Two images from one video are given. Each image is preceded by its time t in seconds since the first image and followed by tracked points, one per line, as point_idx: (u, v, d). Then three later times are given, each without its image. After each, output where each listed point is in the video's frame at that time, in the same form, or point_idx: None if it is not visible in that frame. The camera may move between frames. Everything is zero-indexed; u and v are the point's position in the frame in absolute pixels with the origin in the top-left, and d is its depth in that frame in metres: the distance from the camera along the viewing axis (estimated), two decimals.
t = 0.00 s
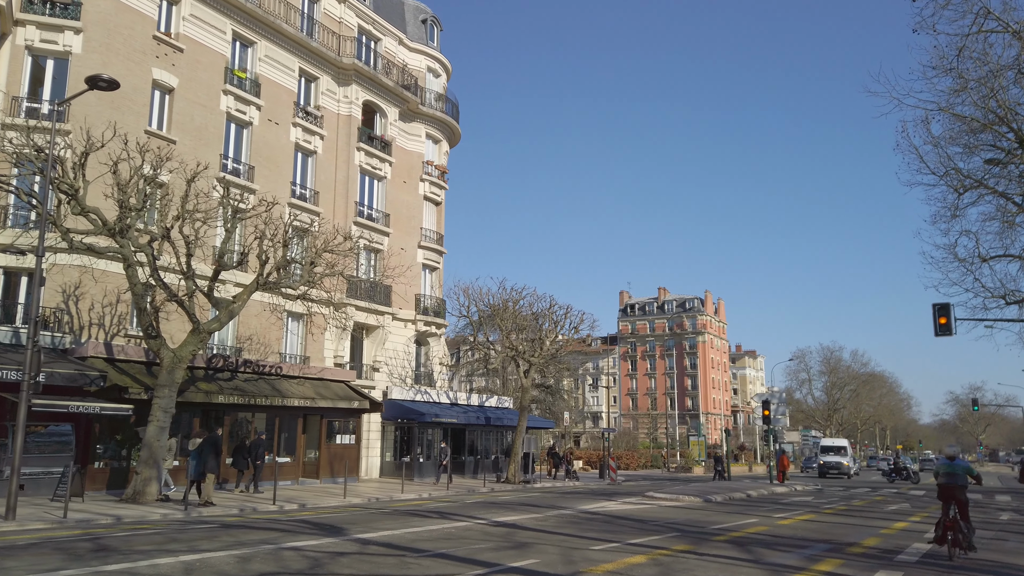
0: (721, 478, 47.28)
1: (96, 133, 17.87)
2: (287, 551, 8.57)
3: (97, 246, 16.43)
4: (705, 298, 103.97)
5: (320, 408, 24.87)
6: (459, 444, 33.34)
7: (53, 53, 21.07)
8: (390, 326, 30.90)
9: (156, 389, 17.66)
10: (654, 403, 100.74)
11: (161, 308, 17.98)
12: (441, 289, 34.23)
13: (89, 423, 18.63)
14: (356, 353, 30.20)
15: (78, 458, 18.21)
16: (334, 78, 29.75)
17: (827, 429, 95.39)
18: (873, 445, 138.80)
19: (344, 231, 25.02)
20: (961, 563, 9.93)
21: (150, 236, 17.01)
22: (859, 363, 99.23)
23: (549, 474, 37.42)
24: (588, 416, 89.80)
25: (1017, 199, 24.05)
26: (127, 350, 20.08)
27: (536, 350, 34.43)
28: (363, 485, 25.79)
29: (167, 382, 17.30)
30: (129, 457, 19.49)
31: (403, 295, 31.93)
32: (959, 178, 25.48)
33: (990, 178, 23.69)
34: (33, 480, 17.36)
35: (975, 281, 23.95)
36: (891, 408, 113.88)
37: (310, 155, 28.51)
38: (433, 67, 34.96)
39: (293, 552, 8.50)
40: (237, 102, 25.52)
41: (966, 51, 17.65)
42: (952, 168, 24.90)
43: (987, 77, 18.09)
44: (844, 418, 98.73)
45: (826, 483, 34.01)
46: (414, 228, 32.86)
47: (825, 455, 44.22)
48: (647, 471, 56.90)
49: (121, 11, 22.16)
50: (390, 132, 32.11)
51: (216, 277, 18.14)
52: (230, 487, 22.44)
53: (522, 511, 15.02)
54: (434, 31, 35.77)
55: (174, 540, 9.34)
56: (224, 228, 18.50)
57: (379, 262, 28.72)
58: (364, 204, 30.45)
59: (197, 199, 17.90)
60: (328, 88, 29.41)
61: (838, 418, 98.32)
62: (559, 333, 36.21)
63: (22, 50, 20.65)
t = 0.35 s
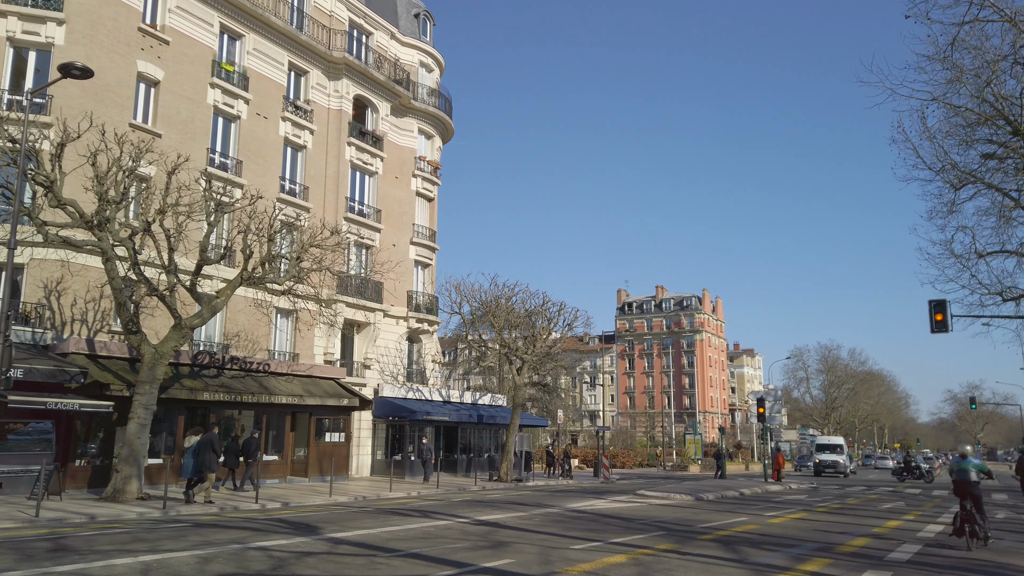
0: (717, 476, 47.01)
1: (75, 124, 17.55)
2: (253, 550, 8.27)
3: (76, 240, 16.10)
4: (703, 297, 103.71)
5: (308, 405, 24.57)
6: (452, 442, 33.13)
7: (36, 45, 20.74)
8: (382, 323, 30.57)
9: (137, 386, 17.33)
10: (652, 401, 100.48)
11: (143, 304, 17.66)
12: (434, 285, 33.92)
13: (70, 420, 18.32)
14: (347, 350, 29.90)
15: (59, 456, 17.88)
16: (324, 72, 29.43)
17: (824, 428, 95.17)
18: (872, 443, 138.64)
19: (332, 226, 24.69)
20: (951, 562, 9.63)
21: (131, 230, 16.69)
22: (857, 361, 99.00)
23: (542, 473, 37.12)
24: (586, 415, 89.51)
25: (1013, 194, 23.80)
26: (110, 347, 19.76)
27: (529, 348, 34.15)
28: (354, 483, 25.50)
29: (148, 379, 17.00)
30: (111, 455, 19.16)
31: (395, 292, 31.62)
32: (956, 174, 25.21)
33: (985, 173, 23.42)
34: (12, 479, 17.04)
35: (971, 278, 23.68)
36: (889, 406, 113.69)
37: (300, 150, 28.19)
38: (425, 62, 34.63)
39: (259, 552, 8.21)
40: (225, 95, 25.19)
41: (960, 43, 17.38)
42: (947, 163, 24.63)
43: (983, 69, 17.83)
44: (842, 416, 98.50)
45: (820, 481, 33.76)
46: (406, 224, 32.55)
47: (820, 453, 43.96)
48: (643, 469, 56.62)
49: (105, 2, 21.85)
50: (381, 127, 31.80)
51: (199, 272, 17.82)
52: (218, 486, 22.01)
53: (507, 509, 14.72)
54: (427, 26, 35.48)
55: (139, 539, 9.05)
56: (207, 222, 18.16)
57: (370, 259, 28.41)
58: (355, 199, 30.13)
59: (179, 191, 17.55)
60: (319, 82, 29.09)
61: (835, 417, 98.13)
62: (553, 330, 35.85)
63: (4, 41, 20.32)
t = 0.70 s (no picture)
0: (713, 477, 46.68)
1: (54, 119, 17.18)
2: (217, 559, 7.95)
3: (54, 238, 15.72)
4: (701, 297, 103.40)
5: (296, 406, 24.22)
6: (445, 443, 32.82)
7: (18, 40, 20.38)
8: (373, 323, 30.22)
9: (118, 387, 16.96)
10: (650, 401, 100.15)
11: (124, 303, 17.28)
12: (427, 285, 33.60)
13: (51, 421, 18.03)
14: (338, 350, 29.56)
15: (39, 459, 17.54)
16: (315, 69, 29.09)
17: (822, 428, 94.86)
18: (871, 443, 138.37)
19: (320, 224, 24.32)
20: (944, 569, 9.31)
21: (111, 228, 16.31)
22: (856, 361, 98.66)
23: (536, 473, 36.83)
24: (583, 416, 89.17)
25: (1011, 191, 23.44)
26: (92, 346, 19.41)
27: (522, 348, 33.83)
28: (343, 485, 25.14)
29: (128, 380, 16.64)
30: (93, 457, 18.80)
31: (387, 291, 31.28)
32: (953, 171, 24.88)
33: (983, 169, 23.06)
34: None
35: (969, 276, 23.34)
36: (887, 406, 113.42)
37: (290, 147, 27.85)
38: (418, 58, 34.29)
39: (223, 560, 7.89)
40: (212, 92, 24.84)
41: (955, 40, 17.03)
42: (945, 160, 24.30)
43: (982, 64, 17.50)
44: (840, 416, 98.17)
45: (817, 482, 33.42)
46: (398, 223, 32.22)
47: (817, 453, 43.65)
48: (640, 470, 56.30)
49: None
50: (373, 124, 31.46)
51: (182, 271, 17.45)
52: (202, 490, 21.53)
53: (494, 512, 14.42)
54: (420, 22, 35.14)
55: (102, 546, 8.72)
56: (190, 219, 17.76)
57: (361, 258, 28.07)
58: (346, 198, 29.79)
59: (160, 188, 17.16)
60: (309, 79, 28.75)
61: (833, 417, 97.89)
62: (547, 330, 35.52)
63: None
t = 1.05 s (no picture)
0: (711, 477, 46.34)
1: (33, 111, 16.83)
2: (178, 562, 7.59)
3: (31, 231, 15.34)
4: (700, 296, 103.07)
5: (285, 404, 23.87)
6: (438, 442, 32.46)
7: None
8: (365, 321, 29.85)
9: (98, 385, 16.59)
10: (649, 401, 99.77)
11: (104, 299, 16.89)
12: (421, 283, 33.24)
13: (31, 421, 17.67)
14: (329, 348, 29.19)
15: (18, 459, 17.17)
16: (305, 64, 28.73)
17: (822, 428, 94.53)
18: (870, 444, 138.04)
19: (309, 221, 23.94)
20: (939, 572, 8.97)
21: (90, 222, 15.93)
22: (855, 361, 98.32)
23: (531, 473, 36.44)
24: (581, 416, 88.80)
25: (1010, 187, 23.09)
26: (74, 344, 19.03)
27: (516, 347, 33.49)
28: (332, 486, 24.76)
29: (108, 377, 16.27)
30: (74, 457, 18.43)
31: (379, 289, 30.92)
32: (952, 168, 24.55)
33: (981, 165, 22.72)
34: None
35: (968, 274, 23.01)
36: (887, 407, 113.09)
37: (280, 143, 27.50)
38: (412, 54, 33.95)
39: (184, 564, 7.55)
40: (200, 86, 24.49)
41: (953, 30, 16.67)
42: (943, 156, 23.98)
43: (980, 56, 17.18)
44: (839, 416, 97.84)
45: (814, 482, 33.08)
46: (391, 221, 31.87)
47: (815, 453, 43.30)
48: (637, 470, 55.96)
49: None
50: (365, 120, 31.10)
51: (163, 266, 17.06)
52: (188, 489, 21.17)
53: (479, 513, 14.07)
54: (414, 18, 34.80)
55: (61, 550, 8.36)
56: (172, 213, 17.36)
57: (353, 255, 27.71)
58: (337, 194, 29.44)
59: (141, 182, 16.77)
60: (300, 74, 28.40)
61: (833, 417, 97.53)
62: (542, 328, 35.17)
63: None
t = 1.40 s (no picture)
0: (707, 476, 46.06)
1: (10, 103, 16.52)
2: (134, 564, 7.30)
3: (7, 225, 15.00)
4: (697, 296, 102.79)
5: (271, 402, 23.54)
6: (430, 442, 32.15)
7: None
8: (356, 318, 29.51)
9: (76, 382, 16.25)
10: (646, 401, 99.48)
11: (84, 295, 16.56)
12: (413, 281, 32.93)
13: (10, 418, 17.36)
14: (319, 346, 28.86)
15: None
16: (295, 58, 28.41)
17: (819, 428, 94.28)
18: (868, 444, 137.81)
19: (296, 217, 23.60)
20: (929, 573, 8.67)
21: (68, 215, 15.58)
22: (853, 360, 97.99)
23: (524, 473, 36.13)
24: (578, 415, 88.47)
25: (1006, 183, 22.79)
26: (54, 341, 18.70)
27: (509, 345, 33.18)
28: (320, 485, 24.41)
29: (87, 375, 15.96)
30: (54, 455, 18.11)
31: (370, 287, 30.60)
32: (948, 164, 24.27)
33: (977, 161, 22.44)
34: None
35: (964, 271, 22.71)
36: (885, 406, 112.84)
37: (269, 138, 27.19)
38: (404, 50, 33.63)
39: (142, 565, 7.25)
40: (186, 80, 24.17)
41: (946, 21, 16.36)
42: (939, 152, 23.69)
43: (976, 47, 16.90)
44: (837, 416, 97.59)
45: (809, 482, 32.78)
46: (382, 217, 31.55)
47: (811, 453, 43.01)
48: (632, 470, 55.68)
49: None
50: (356, 116, 30.79)
51: (144, 261, 16.71)
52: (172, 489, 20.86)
53: (462, 513, 13.75)
54: (406, 13, 34.49)
55: (17, 551, 8.04)
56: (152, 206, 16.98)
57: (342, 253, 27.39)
58: (327, 191, 29.12)
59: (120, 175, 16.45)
60: (289, 69, 28.09)
61: (830, 416, 97.30)
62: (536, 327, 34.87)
63: None
